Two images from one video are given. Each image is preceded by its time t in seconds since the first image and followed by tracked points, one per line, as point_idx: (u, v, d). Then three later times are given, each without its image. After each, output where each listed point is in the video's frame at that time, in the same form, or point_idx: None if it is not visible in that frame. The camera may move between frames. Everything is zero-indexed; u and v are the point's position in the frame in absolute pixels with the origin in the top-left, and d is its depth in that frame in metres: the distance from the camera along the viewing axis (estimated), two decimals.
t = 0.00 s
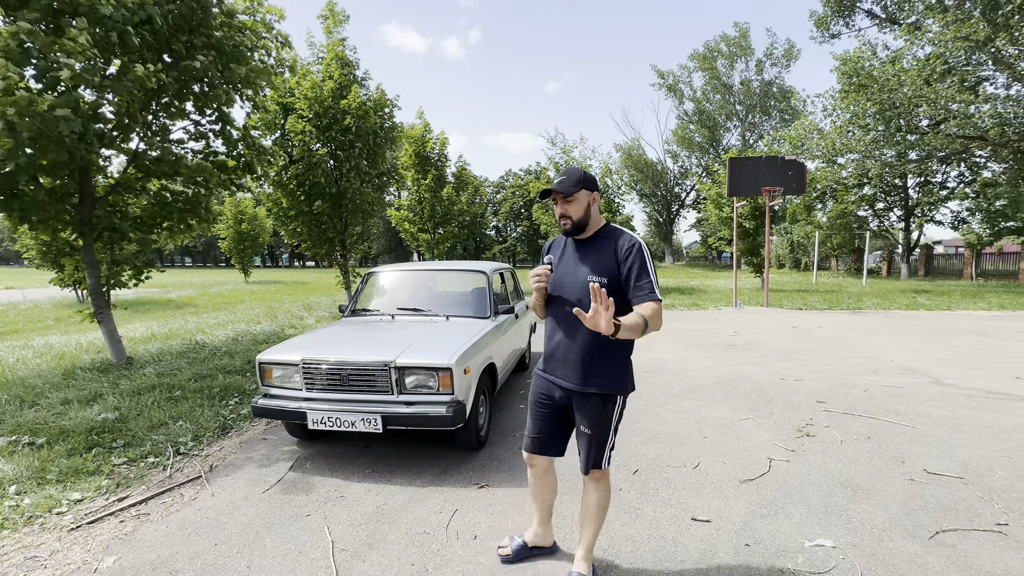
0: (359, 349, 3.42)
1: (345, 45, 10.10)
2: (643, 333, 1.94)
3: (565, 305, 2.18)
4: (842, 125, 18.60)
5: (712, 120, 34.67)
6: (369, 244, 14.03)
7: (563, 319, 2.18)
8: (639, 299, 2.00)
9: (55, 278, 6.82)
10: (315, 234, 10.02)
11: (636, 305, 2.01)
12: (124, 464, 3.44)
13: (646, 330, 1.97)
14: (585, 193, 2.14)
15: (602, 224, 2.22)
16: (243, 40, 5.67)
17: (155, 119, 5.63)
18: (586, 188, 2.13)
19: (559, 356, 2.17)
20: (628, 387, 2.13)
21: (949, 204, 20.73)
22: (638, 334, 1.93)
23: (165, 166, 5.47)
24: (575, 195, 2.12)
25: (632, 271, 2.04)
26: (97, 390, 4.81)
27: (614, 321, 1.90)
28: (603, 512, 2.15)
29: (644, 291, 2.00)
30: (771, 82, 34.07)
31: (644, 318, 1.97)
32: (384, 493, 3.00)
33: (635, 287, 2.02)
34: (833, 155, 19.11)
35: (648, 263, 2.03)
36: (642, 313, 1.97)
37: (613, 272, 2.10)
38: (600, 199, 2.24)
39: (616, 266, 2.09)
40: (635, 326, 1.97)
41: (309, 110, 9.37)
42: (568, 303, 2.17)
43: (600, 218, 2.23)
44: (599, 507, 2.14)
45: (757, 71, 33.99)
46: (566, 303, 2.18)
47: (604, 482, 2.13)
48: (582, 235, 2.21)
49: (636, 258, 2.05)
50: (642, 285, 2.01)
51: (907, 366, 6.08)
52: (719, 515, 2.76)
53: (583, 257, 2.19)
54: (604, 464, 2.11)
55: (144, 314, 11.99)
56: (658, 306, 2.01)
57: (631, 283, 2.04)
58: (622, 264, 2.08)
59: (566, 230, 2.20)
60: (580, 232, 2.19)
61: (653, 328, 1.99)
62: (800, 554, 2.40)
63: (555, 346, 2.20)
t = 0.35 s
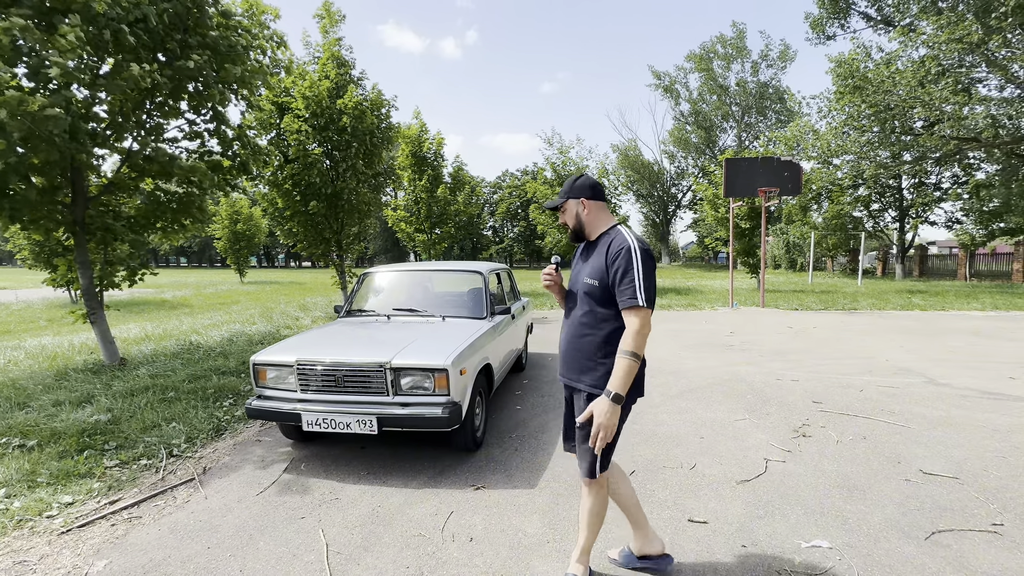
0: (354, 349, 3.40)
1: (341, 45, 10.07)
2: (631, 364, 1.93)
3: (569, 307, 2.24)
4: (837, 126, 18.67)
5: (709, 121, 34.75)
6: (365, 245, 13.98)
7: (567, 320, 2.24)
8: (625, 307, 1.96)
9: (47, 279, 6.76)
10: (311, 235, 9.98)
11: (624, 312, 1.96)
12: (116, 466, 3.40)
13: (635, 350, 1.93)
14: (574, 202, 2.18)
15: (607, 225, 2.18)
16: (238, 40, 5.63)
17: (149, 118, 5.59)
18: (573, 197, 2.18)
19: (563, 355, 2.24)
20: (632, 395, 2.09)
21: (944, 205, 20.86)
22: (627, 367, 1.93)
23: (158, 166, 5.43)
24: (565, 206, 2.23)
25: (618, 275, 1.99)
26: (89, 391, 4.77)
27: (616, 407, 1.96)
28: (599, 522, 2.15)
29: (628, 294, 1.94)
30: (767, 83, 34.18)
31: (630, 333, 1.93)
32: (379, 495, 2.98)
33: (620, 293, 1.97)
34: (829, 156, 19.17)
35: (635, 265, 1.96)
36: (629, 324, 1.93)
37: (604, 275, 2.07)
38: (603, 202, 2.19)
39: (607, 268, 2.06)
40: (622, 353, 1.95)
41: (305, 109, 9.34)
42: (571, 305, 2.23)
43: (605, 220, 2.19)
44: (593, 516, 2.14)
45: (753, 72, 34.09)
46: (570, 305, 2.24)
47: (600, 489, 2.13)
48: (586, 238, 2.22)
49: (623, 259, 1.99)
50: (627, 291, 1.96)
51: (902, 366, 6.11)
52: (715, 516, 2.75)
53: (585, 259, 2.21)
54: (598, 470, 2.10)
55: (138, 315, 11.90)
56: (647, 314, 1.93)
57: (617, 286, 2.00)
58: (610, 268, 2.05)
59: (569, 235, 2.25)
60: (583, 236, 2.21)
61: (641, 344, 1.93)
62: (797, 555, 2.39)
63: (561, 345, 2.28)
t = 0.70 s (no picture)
0: (350, 351, 3.36)
1: (337, 44, 10.04)
2: (632, 371, 1.91)
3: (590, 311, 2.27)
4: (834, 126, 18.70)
5: (706, 121, 34.77)
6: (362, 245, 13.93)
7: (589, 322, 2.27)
8: (627, 309, 1.94)
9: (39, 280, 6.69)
10: (308, 235, 9.95)
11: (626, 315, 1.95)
12: (108, 469, 3.37)
13: (632, 355, 1.91)
14: (589, 210, 2.21)
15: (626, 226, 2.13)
16: (234, 39, 5.57)
17: (144, 117, 5.55)
18: (587, 203, 2.19)
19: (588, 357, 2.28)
20: (644, 394, 2.03)
21: (940, 204, 20.92)
22: (627, 374, 1.91)
23: (152, 166, 5.38)
24: (584, 214, 2.27)
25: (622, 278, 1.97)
26: (82, 393, 4.72)
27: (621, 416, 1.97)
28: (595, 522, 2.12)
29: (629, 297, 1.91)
30: (764, 83, 34.22)
31: (627, 335, 1.91)
32: (375, 498, 2.95)
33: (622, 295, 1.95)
34: (826, 155, 19.18)
35: (637, 268, 1.91)
36: (629, 326, 1.92)
37: (612, 278, 2.06)
38: (621, 205, 2.15)
39: (615, 271, 2.04)
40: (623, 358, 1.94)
41: (301, 109, 9.31)
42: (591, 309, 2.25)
43: (625, 222, 2.16)
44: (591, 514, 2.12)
45: (750, 72, 34.12)
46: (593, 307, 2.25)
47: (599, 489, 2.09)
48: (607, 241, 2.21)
49: (627, 262, 1.96)
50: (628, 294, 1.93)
51: (899, 366, 6.11)
52: (713, 518, 2.73)
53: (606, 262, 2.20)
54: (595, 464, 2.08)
55: (133, 315, 11.83)
56: (647, 316, 1.89)
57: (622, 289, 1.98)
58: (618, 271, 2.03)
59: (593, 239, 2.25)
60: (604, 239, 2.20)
61: (640, 346, 1.90)
62: (796, 557, 2.37)
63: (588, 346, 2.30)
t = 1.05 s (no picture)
0: (345, 353, 3.33)
1: (334, 44, 10.00)
2: (622, 369, 1.89)
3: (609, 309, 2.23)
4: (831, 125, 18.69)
5: (704, 120, 34.77)
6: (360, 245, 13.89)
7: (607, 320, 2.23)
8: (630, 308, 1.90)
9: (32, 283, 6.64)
10: (305, 237, 9.90)
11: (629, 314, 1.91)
12: (100, 475, 3.33)
13: (625, 353, 1.88)
14: (614, 207, 2.18)
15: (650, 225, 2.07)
16: (227, 39, 5.53)
17: (138, 119, 5.52)
18: (612, 202, 2.16)
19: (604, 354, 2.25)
20: (648, 399, 1.95)
21: (937, 202, 20.95)
22: (616, 371, 1.90)
23: (145, 168, 5.33)
24: (611, 211, 2.24)
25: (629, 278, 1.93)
26: (76, 397, 4.68)
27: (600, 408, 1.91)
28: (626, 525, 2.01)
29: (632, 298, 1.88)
30: (761, 82, 34.22)
31: (625, 334, 1.88)
32: (370, 503, 2.91)
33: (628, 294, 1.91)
34: (823, 154, 19.17)
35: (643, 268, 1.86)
36: (628, 325, 1.88)
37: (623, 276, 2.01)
38: (647, 202, 2.10)
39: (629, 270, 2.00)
40: (617, 355, 1.92)
41: (297, 109, 9.27)
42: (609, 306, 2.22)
43: (650, 221, 2.11)
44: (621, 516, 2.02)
45: (747, 71, 34.13)
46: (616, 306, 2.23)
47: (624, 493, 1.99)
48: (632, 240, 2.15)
49: (636, 261, 1.91)
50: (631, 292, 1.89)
51: (898, 365, 6.09)
52: (712, 521, 2.70)
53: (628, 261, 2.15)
54: (606, 467, 2.00)
55: (130, 318, 11.77)
56: (648, 316, 1.84)
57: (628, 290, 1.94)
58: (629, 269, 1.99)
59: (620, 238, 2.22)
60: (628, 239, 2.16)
61: (635, 346, 1.87)
62: (796, 561, 2.34)
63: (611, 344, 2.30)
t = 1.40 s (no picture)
0: (340, 357, 3.30)
1: (330, 46, 9.99)
2: (634, 374, 1.83)
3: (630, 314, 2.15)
4: (830, 123, 18.67)
5: (702, 120, 34.75)
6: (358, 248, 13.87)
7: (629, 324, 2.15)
8: (640, 309, 1.82)
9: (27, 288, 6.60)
10: (303, 240, 9.87)
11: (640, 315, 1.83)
12: (93, 481, 3.30)
13: (634, 358, 1.81)
14: (627, 203, 2.11)
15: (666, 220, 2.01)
16: (222, 41, 5.51)
17: (134, 122, 5.51)
18: (625, 197, 2.10)
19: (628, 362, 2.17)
20: (677, 410, 1.84)
21: (937, 200, 20.93)
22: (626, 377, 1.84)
23: (140, 171, 5.30)
24: (623, 207, 2.17)
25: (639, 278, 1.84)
26: (71, 403, 4.64)
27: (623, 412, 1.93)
28: (696, 552, 1.87)
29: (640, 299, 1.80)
30: (760, 81, 34.21)
31: (633, 337, 1.81)
32: (365, 508, 2.88)
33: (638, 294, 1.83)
34: (822, 153, 19.15)
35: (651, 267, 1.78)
36: (637, 327, 1.80)
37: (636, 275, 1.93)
38: (663, 196, 2.03)
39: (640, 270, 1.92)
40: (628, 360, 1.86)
41: (294, 112, 9.25)
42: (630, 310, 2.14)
43: (666, 216, 2.03)
44: (688, 547, 1.87)
45: (746, 70, 34.11)
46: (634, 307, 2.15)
47: (688, 514, 1.87)
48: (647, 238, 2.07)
49: (646, 260, 1.83)
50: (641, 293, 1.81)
51: (898, 363, 6.07)
52: (711, 525, 2.66)
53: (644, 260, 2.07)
54: (661, 489, 1.89)
55: (128, 322, 11.73)
56: (656, 318, 1.75)
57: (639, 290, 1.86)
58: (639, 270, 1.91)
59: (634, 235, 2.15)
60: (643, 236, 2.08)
61: (646, 349, 1.79)
62: (796, 565, 2.31)
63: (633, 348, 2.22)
